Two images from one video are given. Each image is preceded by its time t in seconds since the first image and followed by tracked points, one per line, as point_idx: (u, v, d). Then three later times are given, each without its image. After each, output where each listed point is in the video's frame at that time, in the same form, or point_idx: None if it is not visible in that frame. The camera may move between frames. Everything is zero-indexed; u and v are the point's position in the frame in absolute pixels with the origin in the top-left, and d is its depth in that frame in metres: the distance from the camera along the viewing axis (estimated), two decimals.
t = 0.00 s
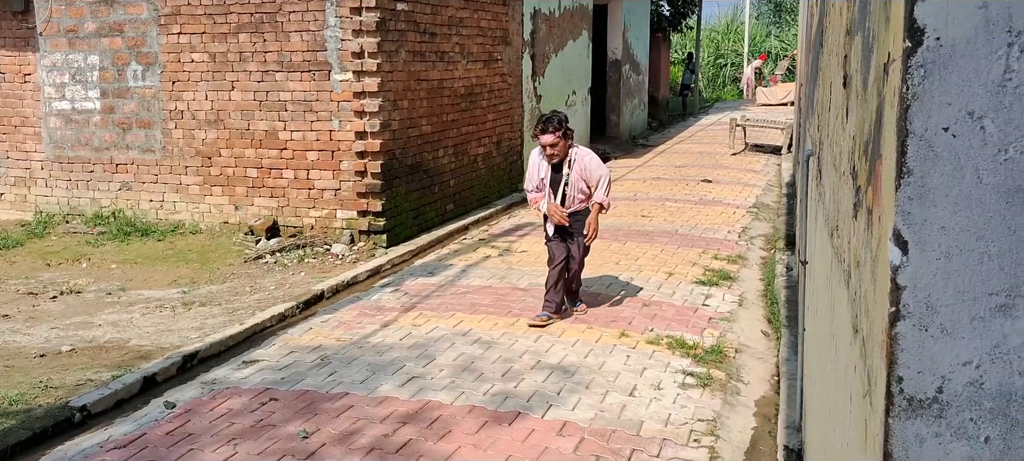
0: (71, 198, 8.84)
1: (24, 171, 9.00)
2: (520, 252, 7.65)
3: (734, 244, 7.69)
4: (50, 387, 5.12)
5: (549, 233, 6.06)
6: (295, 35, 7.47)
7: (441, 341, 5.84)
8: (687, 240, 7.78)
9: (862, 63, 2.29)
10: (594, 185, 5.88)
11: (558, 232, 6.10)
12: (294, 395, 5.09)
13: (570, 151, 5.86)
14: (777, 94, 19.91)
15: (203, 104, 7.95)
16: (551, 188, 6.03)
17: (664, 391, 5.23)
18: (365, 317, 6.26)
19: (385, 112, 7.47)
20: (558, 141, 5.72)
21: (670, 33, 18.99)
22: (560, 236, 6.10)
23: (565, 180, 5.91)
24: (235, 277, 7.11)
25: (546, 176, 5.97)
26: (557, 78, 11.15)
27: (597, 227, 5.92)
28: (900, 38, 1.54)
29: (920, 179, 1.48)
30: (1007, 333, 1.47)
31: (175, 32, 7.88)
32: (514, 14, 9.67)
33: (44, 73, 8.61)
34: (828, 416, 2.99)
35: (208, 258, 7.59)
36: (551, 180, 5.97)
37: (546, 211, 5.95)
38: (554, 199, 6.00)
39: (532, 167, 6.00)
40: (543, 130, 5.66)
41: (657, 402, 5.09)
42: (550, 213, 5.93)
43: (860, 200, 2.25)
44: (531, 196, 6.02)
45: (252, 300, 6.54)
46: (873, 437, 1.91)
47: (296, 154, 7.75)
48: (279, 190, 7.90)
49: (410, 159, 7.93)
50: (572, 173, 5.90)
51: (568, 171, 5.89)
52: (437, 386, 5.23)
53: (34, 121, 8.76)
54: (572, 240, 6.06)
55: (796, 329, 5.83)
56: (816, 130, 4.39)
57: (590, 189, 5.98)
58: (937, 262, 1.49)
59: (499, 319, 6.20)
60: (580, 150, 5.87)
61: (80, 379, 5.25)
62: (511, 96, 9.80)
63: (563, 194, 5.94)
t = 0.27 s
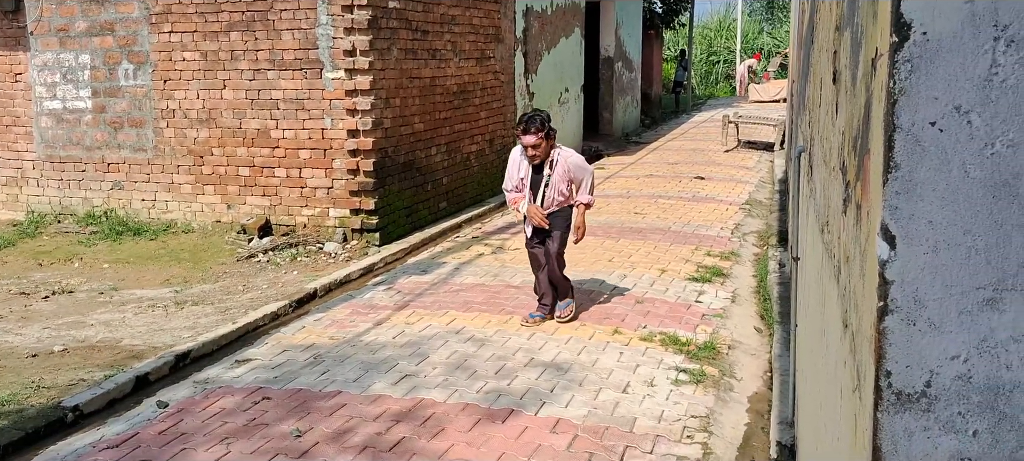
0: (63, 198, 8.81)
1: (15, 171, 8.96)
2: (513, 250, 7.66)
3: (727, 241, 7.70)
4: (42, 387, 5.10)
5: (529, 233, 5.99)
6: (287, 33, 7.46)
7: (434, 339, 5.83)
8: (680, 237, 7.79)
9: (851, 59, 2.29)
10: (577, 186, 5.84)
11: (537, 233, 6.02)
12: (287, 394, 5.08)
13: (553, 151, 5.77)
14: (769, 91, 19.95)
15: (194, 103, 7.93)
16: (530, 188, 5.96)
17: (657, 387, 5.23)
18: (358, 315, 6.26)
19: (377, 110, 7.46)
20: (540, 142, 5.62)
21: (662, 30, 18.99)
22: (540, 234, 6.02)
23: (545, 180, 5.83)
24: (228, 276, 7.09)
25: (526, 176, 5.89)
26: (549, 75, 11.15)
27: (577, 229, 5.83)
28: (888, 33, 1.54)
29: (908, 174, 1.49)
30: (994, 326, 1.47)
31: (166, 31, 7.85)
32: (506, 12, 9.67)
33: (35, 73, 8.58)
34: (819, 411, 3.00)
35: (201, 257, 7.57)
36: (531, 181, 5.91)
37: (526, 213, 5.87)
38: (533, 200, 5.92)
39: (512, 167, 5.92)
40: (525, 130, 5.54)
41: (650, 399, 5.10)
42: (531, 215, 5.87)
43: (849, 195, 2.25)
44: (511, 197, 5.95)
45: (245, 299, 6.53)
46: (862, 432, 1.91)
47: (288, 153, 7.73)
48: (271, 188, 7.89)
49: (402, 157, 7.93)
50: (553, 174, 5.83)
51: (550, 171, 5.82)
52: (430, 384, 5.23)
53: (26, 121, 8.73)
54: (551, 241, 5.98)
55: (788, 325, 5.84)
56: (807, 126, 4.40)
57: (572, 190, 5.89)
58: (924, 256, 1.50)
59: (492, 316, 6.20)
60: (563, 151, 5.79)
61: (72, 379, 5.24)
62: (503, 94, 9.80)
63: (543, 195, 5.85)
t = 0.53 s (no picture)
0: (59, 198, 8.80)
1: (11, 171, 8.96)
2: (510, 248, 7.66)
3: (723, 238, 7.70)
4: (39, 387, 5.10)
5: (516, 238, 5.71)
6: (282, 32, 7.45)
7: (431, 337, 5.84)
8: (676, 234, 7.80)
9: (845, 57, 2.29)
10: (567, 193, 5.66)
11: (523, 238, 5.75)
12: (284, 393, 5.08)
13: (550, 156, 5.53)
14: (766, 88, 19.96)
15: (191, 103, 7.92)
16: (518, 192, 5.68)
17: (654, 385, 5.24)
18: (355, 314, 6.26)
19: (373, 109, 7.46)
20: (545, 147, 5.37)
21: (658, 28, 19.00)
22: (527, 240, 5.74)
23: (540, 186, 5.57)
24: (225, 275, 7.09)
25: (520, 180, 5.58)
26: (546, 73, 11.15)
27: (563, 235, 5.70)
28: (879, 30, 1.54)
29: (900, 171, 1.49)
30: (987, 323, 1.48)
31: (161, 30, 7.84)
32: (502, 10, 9.67)
33: (30, 73, 8.57)
34: (813, 407, 3.02)
35: (198, 257, 7.57)
36: (523, 185, 5.60)
37: (518, 218, 5.56)
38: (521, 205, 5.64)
39: (505, 169, 5.57)
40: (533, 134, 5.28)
41: (647, 396, 5.10)
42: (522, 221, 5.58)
43: (842, 193, 2.26)
44: (499, 200, 5.62)
45: (241, 299, 6.53)
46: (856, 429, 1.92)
47: (284, 152, 7.73)
48: (267, 188, 7.88)
49: (399, 156, 7.92)
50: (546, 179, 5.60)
51: (544, 176, 5.57)
52: (428, 383, 5.23)
53: (22, 121, 8.72)
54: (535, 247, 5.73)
55: (784, 322, 5.85)
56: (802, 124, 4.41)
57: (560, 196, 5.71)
58: (916, 254, 1.50)
59: (489, 315, 6.20)
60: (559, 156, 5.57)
61: (69, 379, 5.24)
62: (500, 92, 9.79)
63: (535, 200, 5.60)
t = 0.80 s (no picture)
0: (56, 199, 8.79)
1: (8, 172, 8.95)
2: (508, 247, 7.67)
3: (721, 237, 7.71)
4: (37, 388, 5.11)
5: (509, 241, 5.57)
6: (279, 32, 7.45)
7: (429, 337, 5.84)
8: (674, 233, 7.80)
9: (840, 55, 2.29)
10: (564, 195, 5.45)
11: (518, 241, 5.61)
12: (282, 393, 5.08)
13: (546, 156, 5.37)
14: (763, 86, 19.97)
15: (187, 103, 7.91)
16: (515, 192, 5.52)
17: (652, 383, 5.25)
18: (353, 314, 6.26)
19: (370, 109, 7.46)
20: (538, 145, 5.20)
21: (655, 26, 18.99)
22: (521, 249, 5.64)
23: (534, 187, 5.41)
24: (223, 275, 7.09)
25: (514, 180, 5.45)
26: (543, 72, 11.15)
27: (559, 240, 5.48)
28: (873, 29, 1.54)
29: (894, 170, 1.49)
30: (981, 322, 1.48)
31: (158, 30, 7.83)
32: (499, 9, 9.67)
33: (27, 73, 8.56)
34: (810, 404, 3.03)
35: (195, 257, 7.57)
36: (518, 185, 5.46)
37: (510, 218, 5.41)
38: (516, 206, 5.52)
39: (499, 168, 5.45)
40: (524, 131, 5.12)
41: (645, 395, 5.12)
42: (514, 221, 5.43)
43: (838, 191, 2.27)
44: (493, 199, 5.49)
45: (239, 299, 6.53)
46: (852, 428, 1.92)
47: (281, 152, 7.73)
48: (265, 187, 7.88)
49: (396, 155, 7.92)
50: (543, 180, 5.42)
51: (539, 177, 5.40)
52: (426, 382, 5.23)
53: (18, 121, 8.70)
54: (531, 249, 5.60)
55: (781, 320, 5.86)
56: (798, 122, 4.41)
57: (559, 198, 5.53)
58: (910, 253, 1.50)
59: (486, 314, 6.20)
60: (555, 156, 5.39)
61: (67, 380, 5.24)
62: (497, 91, 9.79)
63: (529, 201, 5.45)
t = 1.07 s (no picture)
0: (54, 199, 8.78)
1: (6, 172, 8.94)
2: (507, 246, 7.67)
3: (720, 234, 7.71)
4: (36, 388, 5.10)
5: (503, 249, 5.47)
6: (277, 31, 7.44)
7: (428, 336, 5.84)
8: (673, 231, 7.81)
9: (837, 51, 2.29)
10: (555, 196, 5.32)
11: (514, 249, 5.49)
12: (281, 392, 5.08)
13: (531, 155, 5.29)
14: (761, 84, 19.98)
15: (185, 102, 7.90)
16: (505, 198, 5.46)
17: (651, 381, 5.26)
18: (352, 313, 6.26)
19: (369, 108, 7.45)
20: (518, 145, 5.16)
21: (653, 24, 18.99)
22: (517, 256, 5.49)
23: (522, 188, 5.33)
24: (221, 275, 7.09)
25: (501, 183, 5.40)
26: (541, 71, 11.15)
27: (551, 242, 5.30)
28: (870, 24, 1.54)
29: (893, 164, 1.49)
30: (980, 316, 1.49)
31: (156, 30, 7.83)
32: (497, 8, 9.66)
33: (24, 73, 8.55)
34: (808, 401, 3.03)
35: (194, 256, 7.56)
36: (505, 188, 5.40)
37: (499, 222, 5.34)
38: (507, 210, 5.41)
39: (485, 173, 5.43)
40: (501, 131, 5.11)
41: (644, 393, 5.12)
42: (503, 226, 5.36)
43: (836, 187, 2.27)
44: (483, 206, 5.45)
45: (238, 298, 6.52)
46: (851, 424, 1.92)
47: (279, 151, 7.72)
48: (263, 187, 7.88)
49: (394, 154, 7.92)
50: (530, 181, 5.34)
51: (526, 178, 5.32)
52: (425, 380, 5.23)
53: (16, 121, 8.69)
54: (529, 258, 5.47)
55: (780, 317, 5.87)
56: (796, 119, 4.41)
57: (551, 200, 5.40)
58: (909, 247, 1.51)
59: (485, 313, 6.20)
60: (540, 155, 5.31)
61: (66, 380, 5.23)
62: (495, 90, 9.79)
63: (518, 204, 5.36)
